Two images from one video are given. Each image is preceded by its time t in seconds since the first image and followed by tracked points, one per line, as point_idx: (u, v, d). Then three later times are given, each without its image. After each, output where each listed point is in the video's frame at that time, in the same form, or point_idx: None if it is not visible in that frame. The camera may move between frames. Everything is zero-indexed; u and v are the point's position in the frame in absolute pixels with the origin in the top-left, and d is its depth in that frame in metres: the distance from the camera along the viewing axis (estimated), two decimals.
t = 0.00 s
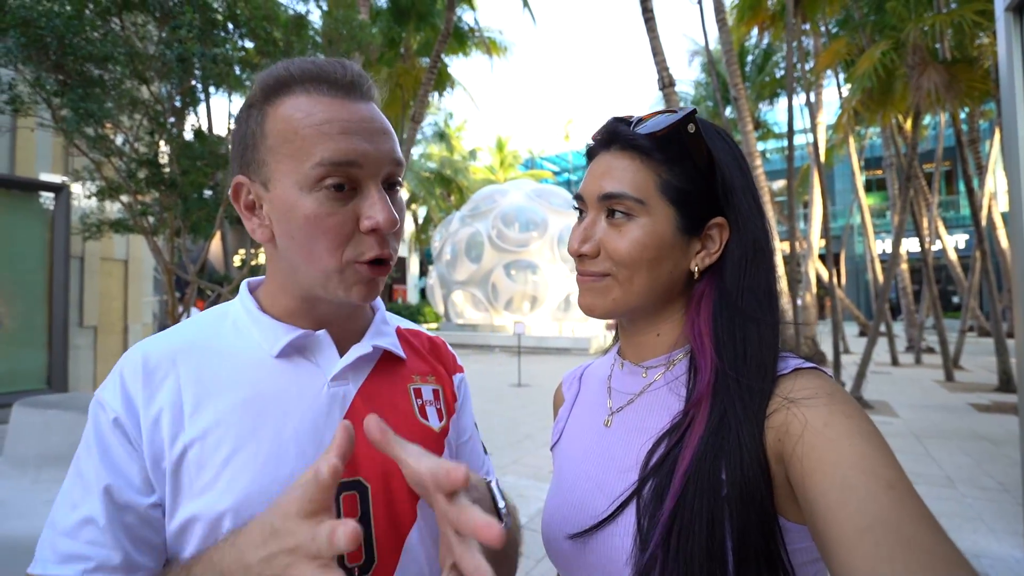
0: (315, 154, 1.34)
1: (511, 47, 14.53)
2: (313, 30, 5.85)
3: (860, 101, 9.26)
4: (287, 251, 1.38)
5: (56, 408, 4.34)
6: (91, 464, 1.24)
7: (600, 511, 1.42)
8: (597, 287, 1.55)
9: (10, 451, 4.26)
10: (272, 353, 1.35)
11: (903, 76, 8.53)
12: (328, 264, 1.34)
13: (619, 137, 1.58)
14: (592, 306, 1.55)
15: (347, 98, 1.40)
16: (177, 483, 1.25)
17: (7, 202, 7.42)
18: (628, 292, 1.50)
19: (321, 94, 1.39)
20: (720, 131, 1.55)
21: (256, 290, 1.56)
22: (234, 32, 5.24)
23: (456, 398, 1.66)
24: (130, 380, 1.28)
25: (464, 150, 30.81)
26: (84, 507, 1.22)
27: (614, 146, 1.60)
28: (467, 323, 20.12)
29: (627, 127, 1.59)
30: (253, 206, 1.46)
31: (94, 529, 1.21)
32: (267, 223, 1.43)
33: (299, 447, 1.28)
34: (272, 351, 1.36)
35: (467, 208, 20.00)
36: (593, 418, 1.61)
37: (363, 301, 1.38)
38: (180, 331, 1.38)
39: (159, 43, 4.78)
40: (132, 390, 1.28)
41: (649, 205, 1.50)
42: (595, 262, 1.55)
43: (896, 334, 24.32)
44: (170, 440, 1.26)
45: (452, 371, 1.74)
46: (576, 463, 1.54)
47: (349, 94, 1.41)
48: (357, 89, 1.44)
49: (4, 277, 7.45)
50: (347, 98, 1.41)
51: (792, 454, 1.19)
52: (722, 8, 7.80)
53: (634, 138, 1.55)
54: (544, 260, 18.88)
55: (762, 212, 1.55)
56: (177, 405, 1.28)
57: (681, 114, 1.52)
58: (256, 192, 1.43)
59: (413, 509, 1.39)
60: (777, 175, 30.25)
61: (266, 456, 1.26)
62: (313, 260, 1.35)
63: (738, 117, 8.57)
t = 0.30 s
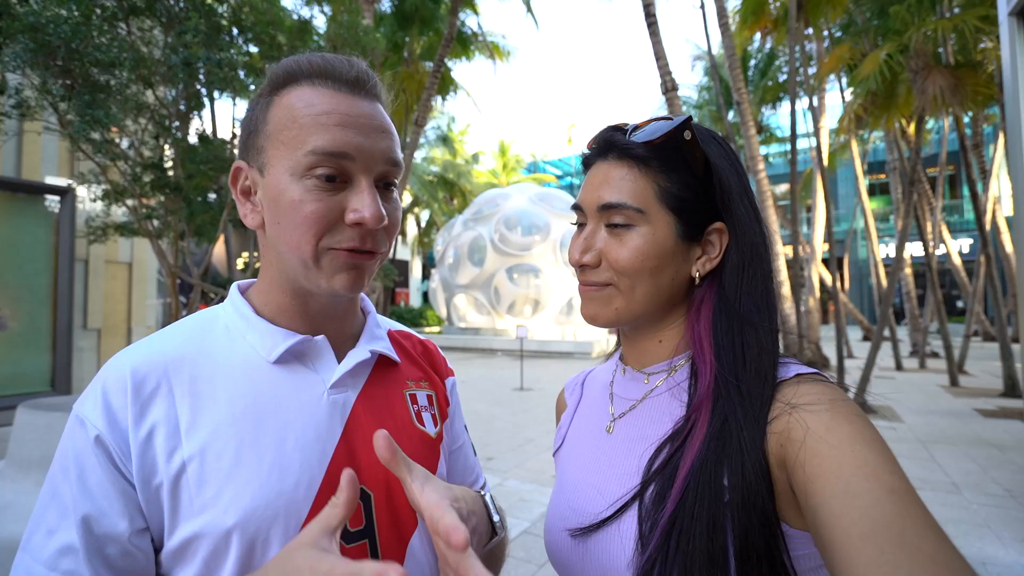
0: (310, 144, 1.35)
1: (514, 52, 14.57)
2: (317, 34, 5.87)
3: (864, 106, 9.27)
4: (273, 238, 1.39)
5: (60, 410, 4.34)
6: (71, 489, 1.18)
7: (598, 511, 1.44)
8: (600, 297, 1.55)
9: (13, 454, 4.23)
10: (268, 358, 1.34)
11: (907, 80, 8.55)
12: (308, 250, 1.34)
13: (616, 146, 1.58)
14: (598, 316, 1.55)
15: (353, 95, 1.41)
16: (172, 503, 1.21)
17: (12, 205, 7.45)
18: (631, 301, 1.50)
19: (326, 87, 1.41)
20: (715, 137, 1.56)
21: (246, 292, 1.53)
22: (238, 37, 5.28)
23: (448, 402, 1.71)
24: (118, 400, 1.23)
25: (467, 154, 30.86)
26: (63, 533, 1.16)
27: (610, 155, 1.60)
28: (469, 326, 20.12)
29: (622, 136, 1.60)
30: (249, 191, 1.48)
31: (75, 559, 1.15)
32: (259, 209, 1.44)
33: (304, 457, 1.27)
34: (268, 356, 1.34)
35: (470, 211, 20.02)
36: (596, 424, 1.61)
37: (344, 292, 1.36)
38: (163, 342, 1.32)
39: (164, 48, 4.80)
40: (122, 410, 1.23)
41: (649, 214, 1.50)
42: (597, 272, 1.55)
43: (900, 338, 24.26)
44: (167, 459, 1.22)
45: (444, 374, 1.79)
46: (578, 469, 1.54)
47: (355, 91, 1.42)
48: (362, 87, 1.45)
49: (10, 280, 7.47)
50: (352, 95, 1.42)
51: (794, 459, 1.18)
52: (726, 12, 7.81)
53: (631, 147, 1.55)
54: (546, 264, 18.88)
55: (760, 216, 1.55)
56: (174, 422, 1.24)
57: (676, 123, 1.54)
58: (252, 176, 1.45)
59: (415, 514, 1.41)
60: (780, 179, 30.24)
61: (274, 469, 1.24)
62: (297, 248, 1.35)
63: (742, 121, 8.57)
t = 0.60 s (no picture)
0: (303, 153, 1.38)
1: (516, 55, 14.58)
2: (320, 38, 5.88)
3: (866, 108, 9.25)
4: (279, 244, 1.45)
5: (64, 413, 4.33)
6: (100, 491, 1.18)
7: (607, 513, 1.43)
8: (608, 297, 1.54)
9: (18, 457, 4.24)
10: (291, 360, 1.33)
11: (910, 82, 8.53)
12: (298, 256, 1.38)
13: (619, 146, 1.59)
14: (606, 317, 1.54)
15: (353, 101, 1.42)
16: (203, 506, 1.22)
17: (16, 209, 7.47)
18: (640, 300, 1.50)
19: (328, 94, 1.43)
20: (717, 136, 1.57)
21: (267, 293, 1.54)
22: (241, 41, 5.29)
23: (455, 401, 1.73)
24: (149, 408, 1.22)
25: (469, 157, 30.91)
26: (91, 532, 1.17)
27: (614, 155, 1.60)
28: (472, 329, 20.14)
29: (625, 137, 1.60)
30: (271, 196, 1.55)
31: (101, 558, 1.16)
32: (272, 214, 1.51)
33: (333, 456, 1.28)
34: (293, 358, 1.33)
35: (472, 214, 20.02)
36: (604, 427, 1.61)
37: (329, 301, 1.37)
38: (184, 348, 1.30)
39: (168, 52, 4.82)
40: (153, 417, 1.22)
41: (655, 211, 1.50)
42: (604, 272, 1.54)
43: (903, 341, 24.18)
44: (199, 462, 1.23)
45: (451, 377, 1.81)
46: (585, 472, 1.54)
47: (355, 98, 1.43)
48: (365, 91, 1.45)
49: (14, 283, 7.49)
50: (352, 101, 1.43)
51: (808, 464, 1.18)
52: (728, 15, 7.80)
53: (635, 146, 1.56)
54: (549, 267, 18.88)
55: (763, 213, 1.56)
56: (206, 426, 1.24)
57: (678, 120, 1.54)
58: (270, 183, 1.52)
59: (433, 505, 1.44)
60: (782, 181, 30.23)
61: (307, 469, 1.25)
62: (292, 254, 1.39)
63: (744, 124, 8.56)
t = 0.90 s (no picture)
0: (329, 165, 1.50)
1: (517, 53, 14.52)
2: (321, 35, 5.87)
3: (869, 106, 9.21)
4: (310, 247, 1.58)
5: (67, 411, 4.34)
6: (152, 459, 1.26)
7: (613, 511, 1.41)
8: (615, 286, 1.54)
9: (21, 454, 4.24)
10: (330, 346, 1.46)
11: (913, 80, 8.50)
12: (322, 258, 1.52)
13: (633, 138, 1.60)
14: (612, 306, 1.54)
15: (378, 117, 1.53)
16: (252, 479, 1.33)
17: (19, 207, 7.48)
18: (647, 290, 1.49)
19: (356, 111, 1.54)
20: (730, 133, 1.58)
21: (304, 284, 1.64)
22: (243, 38, 5.32)
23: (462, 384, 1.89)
24: (205, 385, 1.30)
25: (471, 155, 30.90)
26: (142, 497, 1.25)
27: (627, 147, 1.61)
28: (473, 327, 20.16)
29: (640, 128, 1.60)
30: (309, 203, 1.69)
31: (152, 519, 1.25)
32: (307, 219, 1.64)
33: (376, 433, 1.43)
34: (331, 345, 1.46)
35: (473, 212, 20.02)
36: (608, 423, 1.60)
37: (348, 300, 1.49)
38: (232, 328, 1.39)
39: (171, 51, 4.82)
40: (209, 393, 1.30)
41: (665, 202, 1.50)
42: (612, 260, 1.54)
43: (906, 340, 24.12)
44: (250, 436, 1.33)
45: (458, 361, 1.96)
46: (589, 468, 1.54)
47: (380, 114, 1.54)
48: (389, 107, 1.56)
49: (16, 281, 7.50)
50: (377, 117, 1.54)
51: (812, 459, 1.17)
52: (730, 13, 7.76)
53: (648, 137, 1.56)
54: (550, 265, 18.90)
55: (770, 210, 1.55)
56: (261, 404, 1.35)
57: (692, 114, 1.54)
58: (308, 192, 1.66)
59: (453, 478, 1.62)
60: (785, 180, 30.19)
61: (351, 443, 1.39)
62: (319, 256, 1.52)
63: (746, 122, 8.53)
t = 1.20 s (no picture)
0: (339, 176, 1.50)
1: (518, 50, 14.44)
2: (321, 32, 5.88)
3: (871, 103, 9.19)
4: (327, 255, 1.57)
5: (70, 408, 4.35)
6: (192, 464, 1.25)
7: (621, 507, 1.41)
8: (618, 287, 1.55)
9: (24, 451, 4.26)
10: (352, 351, 1.46)
11: (915, 77, 8.47)
12: (339, 264, 1.51)
13: (627, 140, 1.60)
14: (616, 306, 1.54)
15: (380, 128, 1.53)
16: (288, 478, 1.33)
17: (20, 205, 7.48)
18: (648, 289, 1.50)
19: (357, 124, 1.54)
20: (723, 125, 1.56)
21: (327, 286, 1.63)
22: (243, 35, 5.29)
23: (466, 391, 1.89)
24: (250, 390, 1.30)
25: (472, 152, 30.86)
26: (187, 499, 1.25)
27: (622, 150, 1.62)
28: (474, 324, 20.18)
29: (633, 130, 1.61)
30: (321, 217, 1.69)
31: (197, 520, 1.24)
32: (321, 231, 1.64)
33: (393, 432, 1.43)
34: (353, 350, 1.47)
35: (474, 210, 20.00)
36: (613, 417, 1.61)
37: (368, 301, 1.48)
38: (266, 337, 1.38)
39: (172, 48, 4.82)
40: (253, 399, 1.30)
41: (659, 201, 1.50)
42: (612, 262, 1.55)
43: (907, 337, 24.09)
44: (290, 442, 1.33)
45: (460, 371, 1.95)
46: (592, 463, 1.55)
47: (382, 124, 1.54)
48: (389, 117, 1.56)
49: (18, 278, 7.51)
50: (379, 127, 1.54)
51: (818, 456, 1.17)
52: (731, 9, 7.73)
53: (641, 138, 1.57)
54: (551, 262, 18.90)
55: (770, 200, 1.53)
56: (297, 411, 1.35)
57: (680, 110, 1.54)
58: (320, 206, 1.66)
59: (459, 477, 1.61)
60: (787, 176, 30.14)
61: (378, 451, 1.38)
62: (335, 263, 1.52)
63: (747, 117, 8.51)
